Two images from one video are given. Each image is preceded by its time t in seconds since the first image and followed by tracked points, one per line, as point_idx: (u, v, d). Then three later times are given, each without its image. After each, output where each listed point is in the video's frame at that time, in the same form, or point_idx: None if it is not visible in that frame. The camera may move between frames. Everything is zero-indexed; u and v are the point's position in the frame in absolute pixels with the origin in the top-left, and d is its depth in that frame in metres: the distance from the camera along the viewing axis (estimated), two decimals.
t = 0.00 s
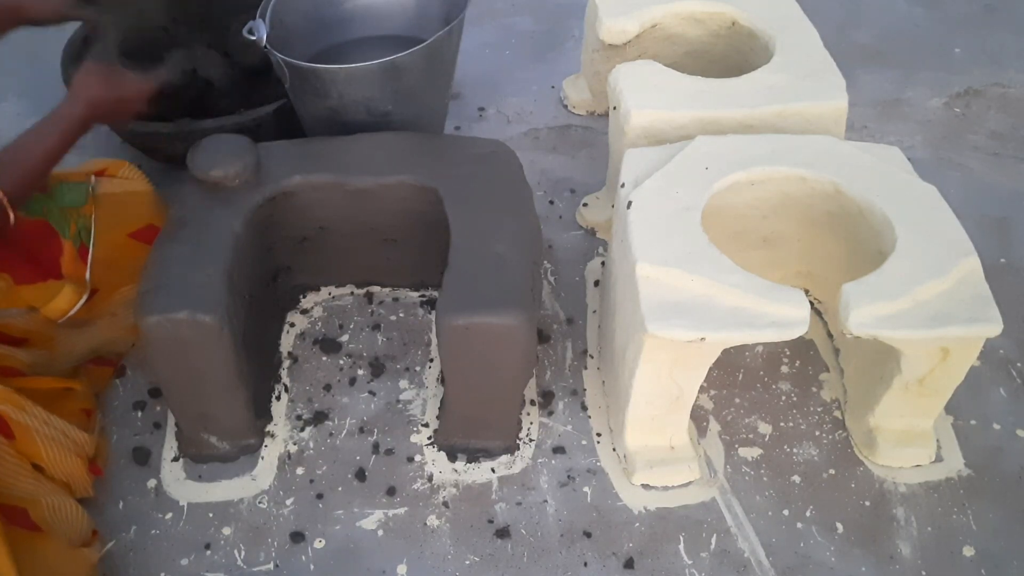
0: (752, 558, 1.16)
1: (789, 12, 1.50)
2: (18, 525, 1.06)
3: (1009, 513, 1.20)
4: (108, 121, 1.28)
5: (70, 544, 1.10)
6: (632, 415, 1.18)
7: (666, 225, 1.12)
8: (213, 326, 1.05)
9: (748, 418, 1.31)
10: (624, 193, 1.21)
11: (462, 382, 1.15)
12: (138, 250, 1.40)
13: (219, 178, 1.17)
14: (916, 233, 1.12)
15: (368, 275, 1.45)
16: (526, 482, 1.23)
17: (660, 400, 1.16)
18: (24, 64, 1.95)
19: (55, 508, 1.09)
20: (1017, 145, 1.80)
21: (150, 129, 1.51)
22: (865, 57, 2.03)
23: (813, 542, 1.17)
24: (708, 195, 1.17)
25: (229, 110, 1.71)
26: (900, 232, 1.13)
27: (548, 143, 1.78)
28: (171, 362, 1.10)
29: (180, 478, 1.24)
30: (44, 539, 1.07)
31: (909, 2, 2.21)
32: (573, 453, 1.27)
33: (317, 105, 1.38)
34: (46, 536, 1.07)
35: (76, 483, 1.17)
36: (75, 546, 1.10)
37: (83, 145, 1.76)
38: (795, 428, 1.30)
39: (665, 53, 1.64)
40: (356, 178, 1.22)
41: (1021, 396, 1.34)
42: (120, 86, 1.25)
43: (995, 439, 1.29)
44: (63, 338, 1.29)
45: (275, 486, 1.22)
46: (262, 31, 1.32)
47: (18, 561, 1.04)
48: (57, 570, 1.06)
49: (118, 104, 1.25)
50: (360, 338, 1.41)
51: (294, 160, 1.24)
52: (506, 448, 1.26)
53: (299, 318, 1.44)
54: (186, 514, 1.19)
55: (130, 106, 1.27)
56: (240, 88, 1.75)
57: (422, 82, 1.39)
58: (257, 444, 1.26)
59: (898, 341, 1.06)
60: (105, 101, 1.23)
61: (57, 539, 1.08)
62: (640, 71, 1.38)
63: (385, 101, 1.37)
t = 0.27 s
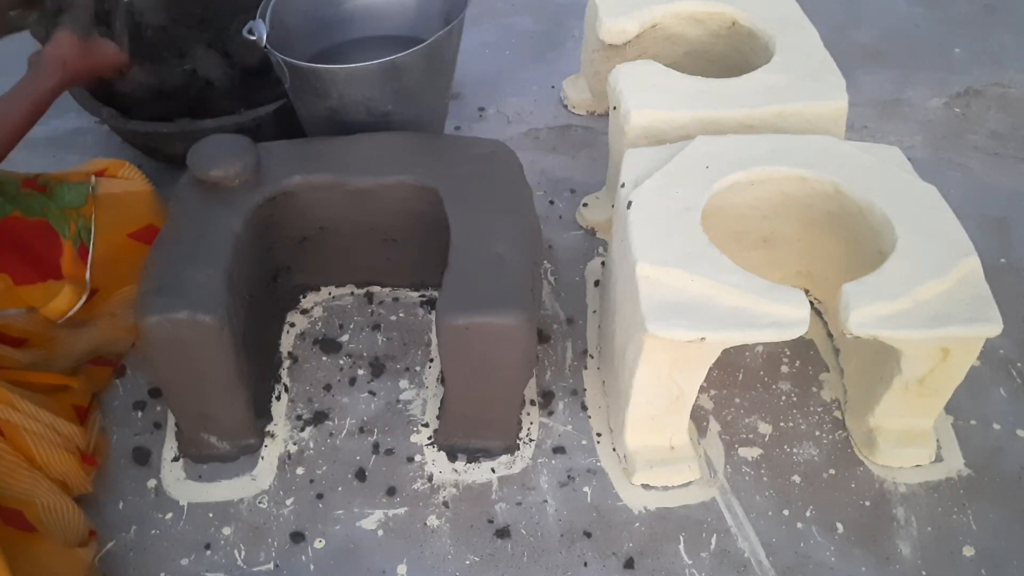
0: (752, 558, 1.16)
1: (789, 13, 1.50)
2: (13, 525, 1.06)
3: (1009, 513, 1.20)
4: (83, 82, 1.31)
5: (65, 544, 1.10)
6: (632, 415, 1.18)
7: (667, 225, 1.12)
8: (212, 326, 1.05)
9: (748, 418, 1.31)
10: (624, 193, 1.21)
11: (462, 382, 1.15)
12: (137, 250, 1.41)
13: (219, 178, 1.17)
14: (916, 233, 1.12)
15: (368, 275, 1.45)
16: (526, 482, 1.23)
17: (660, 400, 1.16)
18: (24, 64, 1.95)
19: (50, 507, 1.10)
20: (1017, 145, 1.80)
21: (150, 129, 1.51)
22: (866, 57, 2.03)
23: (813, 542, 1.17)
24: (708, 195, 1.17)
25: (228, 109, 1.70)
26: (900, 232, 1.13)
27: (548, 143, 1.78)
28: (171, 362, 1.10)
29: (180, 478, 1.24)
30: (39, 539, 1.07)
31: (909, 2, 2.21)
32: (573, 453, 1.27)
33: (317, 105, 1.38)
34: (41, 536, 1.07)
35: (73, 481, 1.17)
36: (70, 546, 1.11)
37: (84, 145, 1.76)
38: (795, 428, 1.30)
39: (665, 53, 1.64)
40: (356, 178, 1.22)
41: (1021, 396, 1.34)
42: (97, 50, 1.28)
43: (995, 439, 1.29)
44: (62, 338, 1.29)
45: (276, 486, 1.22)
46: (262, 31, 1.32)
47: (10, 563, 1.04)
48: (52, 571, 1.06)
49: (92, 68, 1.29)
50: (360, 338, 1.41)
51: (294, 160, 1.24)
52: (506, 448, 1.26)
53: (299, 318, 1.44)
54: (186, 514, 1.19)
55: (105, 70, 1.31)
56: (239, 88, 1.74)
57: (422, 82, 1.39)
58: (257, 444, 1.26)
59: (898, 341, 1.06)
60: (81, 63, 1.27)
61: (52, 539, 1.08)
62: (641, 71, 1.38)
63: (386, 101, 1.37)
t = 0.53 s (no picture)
0: (752, 558, 1.16)
1: (789, 13, 1.50)
2: (14, 525, 1.06)
3: (1009, 513, 1.20)
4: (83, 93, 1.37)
5: (66, 544, 1.10)
6: (632, 415, 1.18)
7: (667, 225, 1.12)
8: (212, 326, 1.05)
9: (748, 418, 1.31)
10: (624, 193, 1.21)
11: (462, 382, 1.15)
12: (138, 250, 1.41)
13: (218, 178, 1.17)
14: (916, 233, 1.12)
15: (368, 275, 1.45)
16: (526, 482, 1.23)
17: (660, 400, 1.16)
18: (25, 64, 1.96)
19: (52, 507, 1.10)
20: (1017, 145, 1.80)
21: (151, 129, 1.51)
22: (866, 57, 2.03)
23: (813, 542, 1.17)
24: (708, 195, 1.17)
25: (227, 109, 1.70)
26: (900, 232, 1.13)
27: (548, 143, 1.78)
28: (171, 362, 1.10)
29: (180, 478, 1.24)
30: (40, 539, 1.07)
31: (909, 2, 2.21)
32: (573, 452, 1.27)
33: (317, 105, 1.38)
34: (42, 536, 1.07)
35: (74, 481, 1.17)
36: (71, 546, 1.11)
37: (84, 145, 1.76)
38: (795, 428, 1.30)
39: (665, 53, 1.64)
40: (356, 178, 1.22)
41: (1021, 396, 1.34)
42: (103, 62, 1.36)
43: (995, 439, 1.29)
44: (63, 339, 1.29)
45: (276, 486, 1.22)
46: (262, 31, 1.32)
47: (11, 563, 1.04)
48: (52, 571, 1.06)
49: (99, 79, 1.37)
50: (360, 338, 1.41)
51: (294, 160, 1.24)
52: (506, 448, 1.26)
53: (299, 318, 1.44)
54: (186, 514, 1.19)
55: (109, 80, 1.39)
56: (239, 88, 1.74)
57: (422, 82, 1.39)
58: (257, 444, 1.26)
59: (898, 341, 1.06)
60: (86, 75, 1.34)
61: (52, 539, 1.08)
62: (641, 71, 1.38)
63: (385, 101, 1.37)
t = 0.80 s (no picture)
0: (752, 558, 1.16)
1: (789, 12, 1.50)
2: (12, 524, 1.07)
3: (1009, 513, 1.20)
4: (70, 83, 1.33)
5: (64, 544, 1.10)
6: (632, 415, 1.18)
7: (667, 225, 1.12)
8: (212, 326, 1.05)
9: (748, 418, 1.31)
10: (624, 193, 1.21)
11: (462, 382, 1.15)
12: (137, 250, 1.40)
13: (218, 178, 1.17)
14: (916, 233, 1.12)
15: (368, 275, 1.45)
16: (526, 482, 1.23)
17: (660, 400, 1.16)
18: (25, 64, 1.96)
19: (51, 507, 1.10)
20: (1017, 145, 1.80)
21: (151, 129, 1.51)
22: (866, 57, 2.03)
23: (813, 542, 1.17)
24: (708, 195, 1.17)
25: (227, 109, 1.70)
26: (900, 232, 1.13)
27: (548, 143, 1.78)
28: (171, 362, 1.10)
29: (180, 478, 1.24)
30: (37, 539, 1.07)
31: (909, 2, 2.21)
32: (573, 452, 1.27)
33: (317, 105, 1.38)
34: (39, 536, 1.07)
35: (73, 481, 1.17)
36: (69, 545, 1.11)
37: (84, 145, 1.76)
38: (796, 428, 1.30)
39: (665, 53, 1.64)
40: (356, 178, 1.22)
41: (1021, 396, 1.34)
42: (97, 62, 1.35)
43: (995, 439, 1.29)
44: (63, 338, 1.29)
45: (276, 486, 1.22)
46: (262, 31, 1.32)
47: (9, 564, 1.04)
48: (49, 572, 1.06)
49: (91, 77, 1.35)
50: (360, 338, 1.41)
51: (294, 160, 1.24)
52: (506, 448, 1.26)
53: (299, 318, 1.44)
54: (186, 514, 1.19)
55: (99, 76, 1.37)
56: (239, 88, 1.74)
57: (422, 82, 1.39)
58: (257, 444, 1.26)
59: (898, 341, 1.06)
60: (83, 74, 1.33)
61: (50, 539, 1.08)
62: (641, 71, 1.38)
63: (385, 101, 1.37)
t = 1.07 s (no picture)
0: (752, 558, 1.16)
1: (789, 12, 1.50)
2: (16, 525, 1.07)
3: (1009, 513, 1.20)
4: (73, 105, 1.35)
5: (67, 544, 1.10)
6: (632, 415, 1.18)
7: (667, 225, 1.12)
8: (212, 326, 1.05)
9: (748, 418, 1.31)
10: (624, 193, 1.21)
11: (462, 382, 1.15)
12: (137, 250, 1.41)
13: (218, 178, 1.17)
14: (916, 233, 1.12)
15: (368, 275, 1.45)
16: (526, 482, 1.23)
17: (660, 400, 1.16)
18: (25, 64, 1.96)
19: (55, 508, 1.10)
20: (1017, 145, 1.80)
21: (151, 129, 1.51)
22: (866, 57, 2.03)
23: (813, 542, 1.17)
24: (708, 195, 1.17)
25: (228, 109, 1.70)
26: (900, 232, 1.13)
27: (548, 143, 1.78)
28: (171, 362, 1.10)
29: (180, 478, 1.24)
30: (42, 540, 1.07)
31: (909, 2, 2.21)
32: (573, 452, 1.27)
33: (317, 105, 1.38)
34: (43, 537, 1.07)
35: (75, 481, 1.17)
36: (73, 545, 1.11)
37: (84, 145, 1.76)
38: (795, 428, 1.30)
39: (665, 52, 1.64)
40: (356, 178, 1.22)
41: (1021, 396, 1.34)
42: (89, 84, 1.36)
43: (995, 439, 1.29)
44: (63, 339, 1.29)
45: (275, 486, 1.22)
46: (262, 31, 1.32)
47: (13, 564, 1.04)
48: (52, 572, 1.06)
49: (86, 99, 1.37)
50: (360, 338, 1.41)
51: (294, 160, 1.24)
52: (506, 448, 1.26)
53: (299, 318, 1.44)
54: (185, 514, 1.19)
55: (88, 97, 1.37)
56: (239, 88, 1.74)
57: (422, 82, 1.39)
58: (257, 444, 1.26)
59: (898, 341, 1.06)
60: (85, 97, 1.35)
61: (54, 539, 1.08)
62: (641, 71, 1.38)
63: (385, 101, 1.37)
